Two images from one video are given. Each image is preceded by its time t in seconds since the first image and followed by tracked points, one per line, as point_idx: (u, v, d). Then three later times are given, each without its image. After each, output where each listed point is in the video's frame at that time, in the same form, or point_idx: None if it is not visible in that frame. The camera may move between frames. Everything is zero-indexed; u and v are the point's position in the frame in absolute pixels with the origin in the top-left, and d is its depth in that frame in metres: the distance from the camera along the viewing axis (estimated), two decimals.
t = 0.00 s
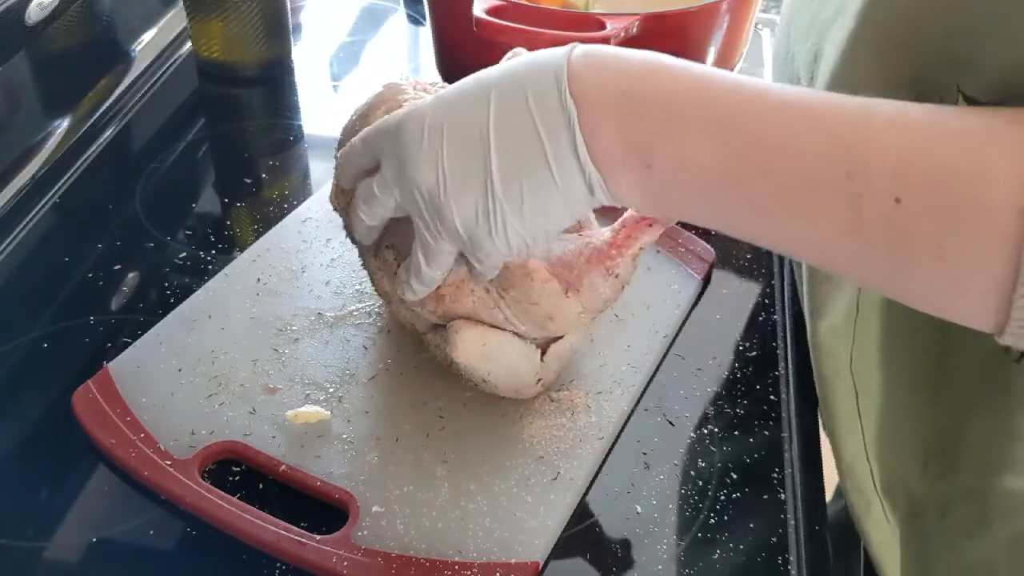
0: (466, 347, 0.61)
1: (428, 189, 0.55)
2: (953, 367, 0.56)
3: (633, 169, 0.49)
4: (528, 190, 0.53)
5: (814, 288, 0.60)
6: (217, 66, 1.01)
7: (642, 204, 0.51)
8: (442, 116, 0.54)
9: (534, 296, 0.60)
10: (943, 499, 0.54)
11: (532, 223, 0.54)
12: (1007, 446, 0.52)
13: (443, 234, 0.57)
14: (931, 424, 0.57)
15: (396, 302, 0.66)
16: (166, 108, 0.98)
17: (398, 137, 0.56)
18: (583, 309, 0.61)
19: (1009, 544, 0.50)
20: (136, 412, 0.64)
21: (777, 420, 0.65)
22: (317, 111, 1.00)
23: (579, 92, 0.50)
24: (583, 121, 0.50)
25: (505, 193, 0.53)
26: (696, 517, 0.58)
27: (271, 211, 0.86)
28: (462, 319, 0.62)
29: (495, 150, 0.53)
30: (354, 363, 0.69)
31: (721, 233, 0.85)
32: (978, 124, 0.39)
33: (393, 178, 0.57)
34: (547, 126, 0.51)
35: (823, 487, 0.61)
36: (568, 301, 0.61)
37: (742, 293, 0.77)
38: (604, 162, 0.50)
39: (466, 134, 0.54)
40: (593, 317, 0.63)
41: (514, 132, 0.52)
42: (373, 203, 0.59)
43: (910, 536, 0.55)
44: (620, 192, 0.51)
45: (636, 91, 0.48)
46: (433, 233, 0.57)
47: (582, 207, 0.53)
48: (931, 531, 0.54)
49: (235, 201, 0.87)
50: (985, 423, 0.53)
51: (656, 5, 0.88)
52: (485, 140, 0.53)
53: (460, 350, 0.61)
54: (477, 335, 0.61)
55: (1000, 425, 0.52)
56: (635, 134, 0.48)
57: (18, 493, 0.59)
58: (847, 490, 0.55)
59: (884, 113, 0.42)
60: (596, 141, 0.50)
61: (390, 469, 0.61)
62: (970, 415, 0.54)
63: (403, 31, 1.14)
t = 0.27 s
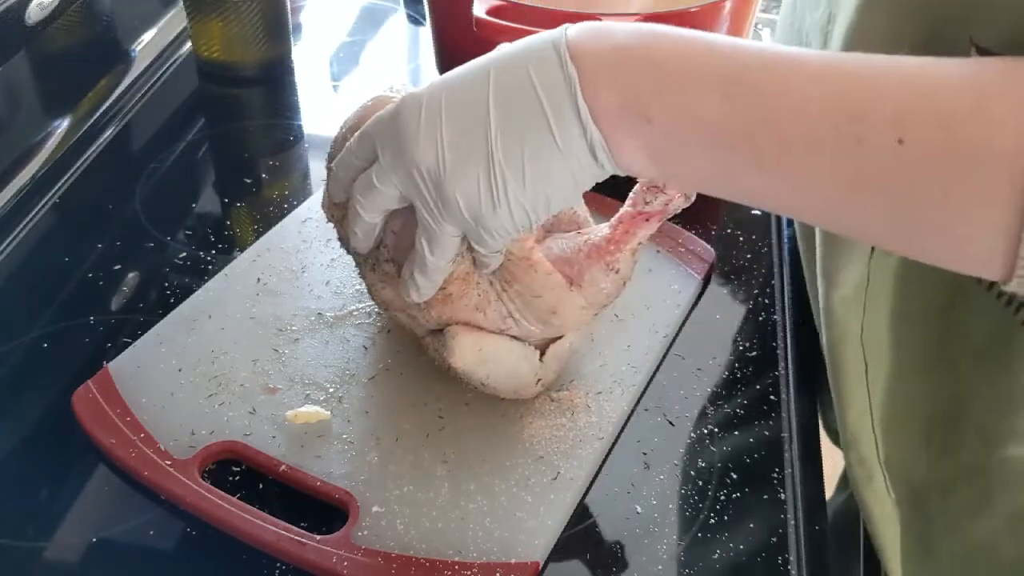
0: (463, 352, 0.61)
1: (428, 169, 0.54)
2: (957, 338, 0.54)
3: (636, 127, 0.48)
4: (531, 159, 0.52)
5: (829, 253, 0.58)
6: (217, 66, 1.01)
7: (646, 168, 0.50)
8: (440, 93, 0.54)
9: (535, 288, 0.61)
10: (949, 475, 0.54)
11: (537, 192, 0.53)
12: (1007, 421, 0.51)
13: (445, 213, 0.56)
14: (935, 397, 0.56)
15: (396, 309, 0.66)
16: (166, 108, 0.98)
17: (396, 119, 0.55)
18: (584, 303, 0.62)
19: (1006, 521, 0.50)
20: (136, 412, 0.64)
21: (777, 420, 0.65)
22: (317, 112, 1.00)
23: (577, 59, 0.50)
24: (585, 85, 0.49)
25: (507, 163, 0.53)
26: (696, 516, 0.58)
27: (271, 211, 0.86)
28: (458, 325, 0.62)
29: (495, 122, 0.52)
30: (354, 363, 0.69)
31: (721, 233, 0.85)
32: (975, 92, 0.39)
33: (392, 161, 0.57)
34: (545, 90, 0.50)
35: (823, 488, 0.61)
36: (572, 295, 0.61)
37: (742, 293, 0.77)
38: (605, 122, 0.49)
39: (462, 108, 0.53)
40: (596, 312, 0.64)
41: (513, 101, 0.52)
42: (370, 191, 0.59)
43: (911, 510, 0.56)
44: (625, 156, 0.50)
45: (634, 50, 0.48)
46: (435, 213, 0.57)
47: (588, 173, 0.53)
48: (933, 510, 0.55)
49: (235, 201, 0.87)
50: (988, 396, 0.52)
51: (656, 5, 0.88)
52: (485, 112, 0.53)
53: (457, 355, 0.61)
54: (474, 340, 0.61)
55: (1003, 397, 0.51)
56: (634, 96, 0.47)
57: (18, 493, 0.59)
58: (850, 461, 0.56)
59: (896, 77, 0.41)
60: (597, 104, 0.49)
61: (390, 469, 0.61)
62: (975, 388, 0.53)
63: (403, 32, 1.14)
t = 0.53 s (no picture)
0: (472, 344, 0.61)
1: (451, 151, 0.56)
2: (968, 337, 0.55)
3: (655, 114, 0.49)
4: (552, 146, 0.53)
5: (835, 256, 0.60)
6: (217, 66, 1.01)
7: (662, 156, 0.51)
8: (465, 79, 0.55)
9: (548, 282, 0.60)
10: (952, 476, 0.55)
11: (555, 178, 0.55)
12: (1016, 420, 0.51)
13: (463, 197, 0.57)
14: (942, 396, 0.56)
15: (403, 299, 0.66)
16: (166, 108, 0.98)
17: (419, 104, 0.56)
18: (596, 298, 0.62)
19: (1015, 521, 0.50)
20: (136, 412, 0.64)
21: (777, 420, 0.65)
22: (317, 112, 1.00)
23: (602, 50, 0.51)
24: (607, 75, 0.51)
25: (529, 149, 0.54)
26: (696, 517, 0.58)
27: (271, 211, 0.86)
28: (468, 317, 0.62)
29: (519, 108, 0.54)
30: (354, 363, 0.69)
31: (721, 233, 0.84)
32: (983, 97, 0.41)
33: (412, 145, 0.58)
34: (570, 80, 0.52)
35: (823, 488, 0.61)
36: (585, 287, 0.61)
37: (743, 293, 0.77)
38: (627, 113, 0.51)
39: (488, 94, 0.54)
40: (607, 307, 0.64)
41: (538, 90, 0.53)
42: (388, 176, 0.59)
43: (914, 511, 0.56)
44: (642, 145, 0.51)
45: (657, 41, 0.50)
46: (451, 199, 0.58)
47: (604, 163, 0.54)
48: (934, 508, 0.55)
49: (235, 201, 0.87)
50: (996, 396, 0.52)
51: (656, 5, 0.88)
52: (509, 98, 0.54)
53: (465, 348, 0.61)
54: (483, 332, 0.61)
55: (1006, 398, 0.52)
56: (657, 85, 0.49)
57: (18, 493, 0.59)
58: (853, 464, 0.57)
59: (918, 71, 0.42)
60: (620, 94, 0.51)
61: (390, 469, 0.61)
62: (983, 388, 0.53)
63: (403, 32, 1.14)
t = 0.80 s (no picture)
0: (471, 346, 0.61)
1: (454, 191, 0.55)
2: (962, 334, 0.54)
3: (652, 155, 0.47)
4: (551, 183, 0.51)
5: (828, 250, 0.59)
6: (217, 66, 1.01)
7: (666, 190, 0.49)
8: (462, 113, 0.54)
9: (549, 297, 0.60)
10: (949, 468, 0.55)
11: (557, 214, 0.52)
12: (1010, 411, 0.52)
13: (467, 232, 0.56)
14: (936, 390, 0.56)
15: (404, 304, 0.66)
16: (167, 108, 0.98)
17: (419, 139, 0.56)
18: (595, 305, 0.62)
19: (1014, 509, 0.52)
20: (136, 412, 0.64)
21: (777, 420, 0.65)
22: (317, 112, 1.00)
23: (591, 80, 0.49)
24: (602, 112, 0.48)
25: (528, 186, 0.52)
26: (696, 516, 0.58)
27: (271, 211, 0.86)
28: (468, 319, 0.62)
29: (514, 143, 0.52)
30: (354, 363, 0.69)
31: (721, 233, 0.85)
32: (983, 94, 0.39)
33: (416, 182, 0.57)
34: (562, 113, 0.50)
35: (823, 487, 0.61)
36: (584, 296, 0.61)
37: (743, 293, 0.77)
38: (625, 150, 0.48)
39: (482, 129, 0.53)
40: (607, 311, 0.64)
41: (531, 125, 0.51)
42: (393, 211, 0.59)
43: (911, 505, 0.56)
44: (644, 180, 0.49)
45: (653, 72, 0.46)
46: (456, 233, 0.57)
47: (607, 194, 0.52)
48: (932, 498, 0.55)
49: (235, 201, 0.87)
50: (990, 388, 0.53)
51: (656, 5, 0.88)
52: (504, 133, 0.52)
53: (465, 350, 0.61)
54: (482, 334, 0.61)
55: (1000, 389, 0.53)
56: (655, 123, 0.46)
57: (18, 493, 0.59)
58: (851, 453, 0.57)
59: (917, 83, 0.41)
60: (617, 130, 0.48)
61: (391, 469, 0.61)
62: (977, 381, 0.54)
63: (403, 31, 1.14)
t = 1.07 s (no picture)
0: (467, 348, 0.61)
1: (452, 188, 0.54)
2: (966, 337, 0.55)
3: (655, 153, 0.48)
4: (551, 179, 0.52)
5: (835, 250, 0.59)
6: (217, 66, 1.01)
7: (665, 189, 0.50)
8: (461, 108, 0.53)
9: (542, 292, 0.61)
10: (948, 469, 0.55)
11: (556, 209, 0.53)
12: (1012, 414, 0.53)
13: (464, 227, 0.56)
14: (937, 391, 0.56)
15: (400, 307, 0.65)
16: (167, 108, 0.98)
17: (417, 135, 0.55)
18: (590, 305, 0.62)
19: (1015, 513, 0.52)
20: (136, 412, 0.64)
21: (777, 420, 0.65)
22: (317, 112, 1.00)
23: (594, 80, 0.49)
24: (605, 109, 0.49)
25: (526, 181, 0.52)
26: (696, 517, 0.58)
27: (271, 211, 0.86)
28: (462, 321, 0.62)
29: (514, 138, 0.52)
30: (354, 363, 0.69)
31: (721, 233, 0.85)
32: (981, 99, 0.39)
33: (413, 179, 0.56)
34: (565, 111, 0.50)
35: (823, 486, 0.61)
36: (576, 296, 0.61)
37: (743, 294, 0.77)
38: (626, 147, 0.49)
39: (483, 126, 0.52)
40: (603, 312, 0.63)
41: (532, 121, 0.51)
42: (388, 203, 0.58)
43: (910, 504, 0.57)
44: (644, 178, 0.50)
45: (653, 72, 0.48)
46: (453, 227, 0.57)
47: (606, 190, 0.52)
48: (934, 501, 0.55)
49: (235, 201, 0.87)
50: (993, 391, 0.53)
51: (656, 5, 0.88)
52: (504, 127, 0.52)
53: (460, 351, 0.61)
54: (478, 336, 0.62)
55: (1005, 392, 0.53)
56: (655, 120, 0.47)
57: (18, 493, 0.59)
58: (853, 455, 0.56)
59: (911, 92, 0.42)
60: (617, 127, 0.49)
61: (391, 469, 0.61)
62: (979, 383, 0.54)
63: (403, 32, 1.14)
